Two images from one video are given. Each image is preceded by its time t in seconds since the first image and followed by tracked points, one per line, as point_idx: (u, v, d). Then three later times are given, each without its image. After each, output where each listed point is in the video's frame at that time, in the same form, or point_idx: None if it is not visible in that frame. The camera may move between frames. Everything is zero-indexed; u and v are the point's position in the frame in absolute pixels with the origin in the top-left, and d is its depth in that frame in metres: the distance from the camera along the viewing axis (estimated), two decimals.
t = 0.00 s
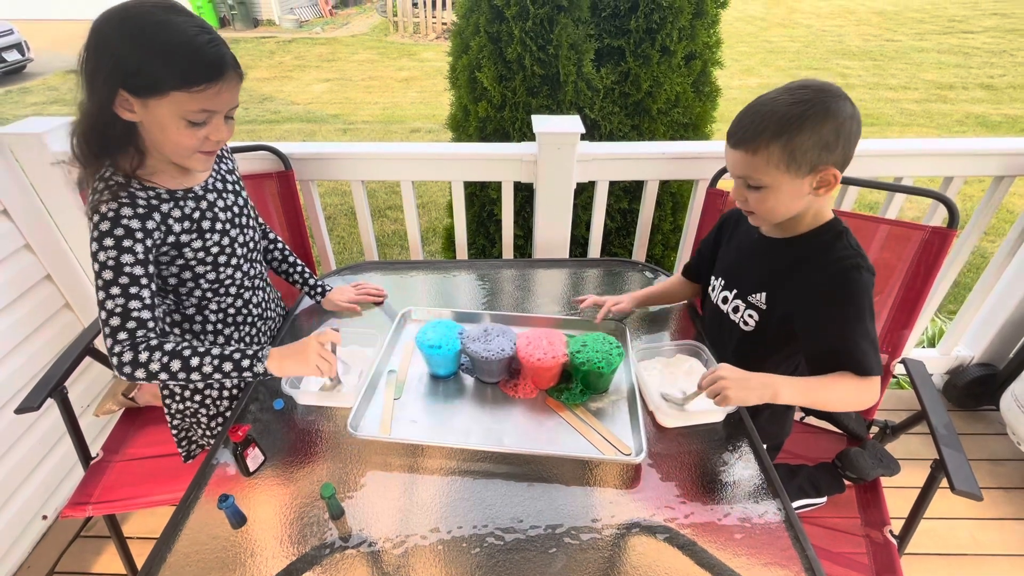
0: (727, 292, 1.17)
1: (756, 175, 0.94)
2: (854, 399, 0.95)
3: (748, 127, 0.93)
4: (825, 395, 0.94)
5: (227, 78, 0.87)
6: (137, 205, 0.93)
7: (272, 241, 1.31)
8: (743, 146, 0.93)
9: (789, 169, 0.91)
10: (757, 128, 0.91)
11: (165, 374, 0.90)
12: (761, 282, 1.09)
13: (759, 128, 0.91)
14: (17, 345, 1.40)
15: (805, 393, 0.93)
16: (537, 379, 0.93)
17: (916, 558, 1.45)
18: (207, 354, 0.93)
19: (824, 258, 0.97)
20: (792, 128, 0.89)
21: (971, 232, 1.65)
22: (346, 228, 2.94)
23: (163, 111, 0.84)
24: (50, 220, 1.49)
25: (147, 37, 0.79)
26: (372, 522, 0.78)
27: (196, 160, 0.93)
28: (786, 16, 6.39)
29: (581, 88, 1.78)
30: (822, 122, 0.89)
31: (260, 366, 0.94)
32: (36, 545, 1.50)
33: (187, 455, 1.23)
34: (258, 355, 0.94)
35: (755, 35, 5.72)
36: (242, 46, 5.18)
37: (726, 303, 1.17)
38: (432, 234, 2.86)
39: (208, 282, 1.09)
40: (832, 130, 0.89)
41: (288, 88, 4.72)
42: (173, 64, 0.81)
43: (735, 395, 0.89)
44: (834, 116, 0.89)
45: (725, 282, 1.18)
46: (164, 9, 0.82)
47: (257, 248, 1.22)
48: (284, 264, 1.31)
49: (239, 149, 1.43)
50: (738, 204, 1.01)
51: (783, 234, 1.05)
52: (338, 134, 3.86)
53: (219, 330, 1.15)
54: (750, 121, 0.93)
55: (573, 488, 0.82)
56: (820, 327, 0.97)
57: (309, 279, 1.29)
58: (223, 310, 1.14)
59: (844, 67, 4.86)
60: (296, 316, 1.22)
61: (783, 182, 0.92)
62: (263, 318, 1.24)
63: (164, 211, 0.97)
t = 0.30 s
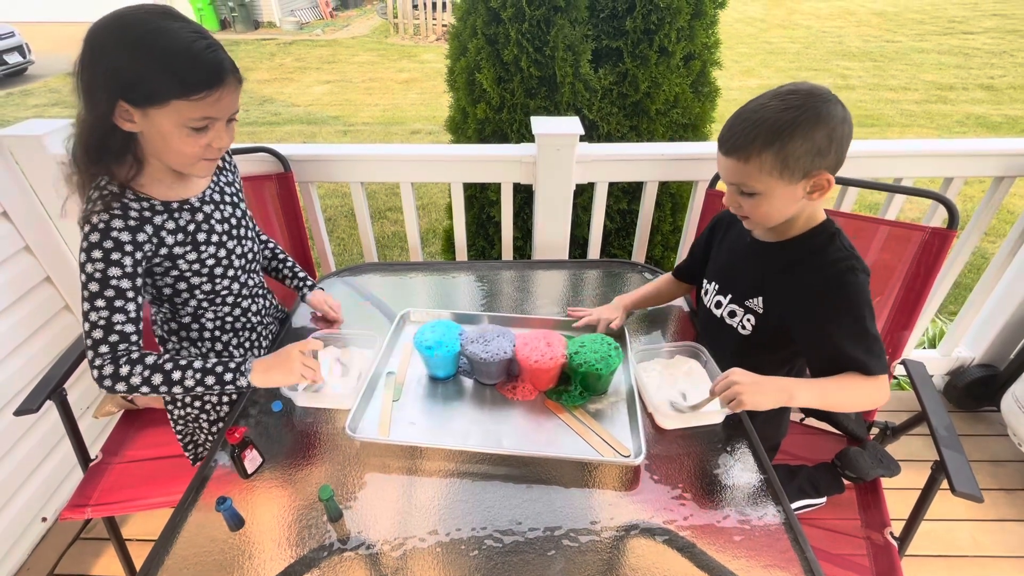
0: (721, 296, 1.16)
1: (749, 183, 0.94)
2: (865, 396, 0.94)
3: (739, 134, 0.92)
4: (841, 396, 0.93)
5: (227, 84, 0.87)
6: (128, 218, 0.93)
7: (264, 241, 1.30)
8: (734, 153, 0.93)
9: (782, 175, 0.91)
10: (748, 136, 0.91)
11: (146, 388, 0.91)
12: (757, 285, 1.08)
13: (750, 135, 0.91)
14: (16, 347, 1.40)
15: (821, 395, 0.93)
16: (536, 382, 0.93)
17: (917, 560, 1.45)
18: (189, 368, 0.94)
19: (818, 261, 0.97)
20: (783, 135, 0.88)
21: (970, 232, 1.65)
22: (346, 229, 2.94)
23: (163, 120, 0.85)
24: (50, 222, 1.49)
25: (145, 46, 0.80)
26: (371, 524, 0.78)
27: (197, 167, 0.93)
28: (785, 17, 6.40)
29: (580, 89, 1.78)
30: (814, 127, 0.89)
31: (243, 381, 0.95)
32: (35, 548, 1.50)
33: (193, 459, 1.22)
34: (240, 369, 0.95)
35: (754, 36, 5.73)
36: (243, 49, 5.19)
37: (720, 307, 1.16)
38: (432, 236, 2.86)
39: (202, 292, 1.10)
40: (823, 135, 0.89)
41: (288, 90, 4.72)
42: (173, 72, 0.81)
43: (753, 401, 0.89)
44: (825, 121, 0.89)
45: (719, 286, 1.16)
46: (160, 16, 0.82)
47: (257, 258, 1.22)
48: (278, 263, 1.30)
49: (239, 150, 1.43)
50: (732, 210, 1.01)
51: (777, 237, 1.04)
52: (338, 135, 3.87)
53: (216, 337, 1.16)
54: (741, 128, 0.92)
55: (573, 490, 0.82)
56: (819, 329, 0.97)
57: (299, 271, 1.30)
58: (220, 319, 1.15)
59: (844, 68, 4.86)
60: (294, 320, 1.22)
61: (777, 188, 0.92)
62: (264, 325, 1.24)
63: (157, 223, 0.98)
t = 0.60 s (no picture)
0: (723, 296, 1.16)
1: (753, 181, 0.94)
2: (869, 395, 0.94)
3: (743, 132, 0.92)
4: (844, 395, 0.93)
5: (223, 96, 0.88)
6: (120, 225, 0.93)
7: (268, 244, 1.32)
8: (739, 151, 0.93)
9: (786, 174, 0.91)
10: (754, 133, 0.91)
11: (150, 389, 0.95)
12: (759, 285, 1.08)
13: (755, 133, 0.91)
14: (17, 348, 1.41)
15: (825, 394, 0.93)
16: (536, 383, 0.93)
17: (918, 561, 1.45)
18: (190, 369, 0.98)
19: (821, 261, 0.97)
20: (788, 133, 0.89)
21: (972, 232, 1.65)
22: (347, 230, 2.94)
23: (157, 131, 0.85)
24: (51, 223, 1.49)
25: (143, 57, 0.80)
26: (371, 525, 0.78)
27: (189, 175, 0.94)
28: (785, 18, 6.40)
29: (581, 89, 1.78)
30: (818, 126, 0.89)
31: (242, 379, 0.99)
32: (36, 548, 1.51)
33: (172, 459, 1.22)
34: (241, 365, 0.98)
35: (755, 37, 5.73)
36: (243, 50, 5.19)
37: (722, 307, 1.16)
38: (432, 236, 2.86)
39: (200, 296, 1.10)
40: (828, 135, 0.89)
41: (289, 91, 4.72)
42: (167, 85, 0.81)
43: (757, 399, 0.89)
44: (830, 120, 0.89)
45: (721, 286, 1.16)
46: (160, 26, 0.81)
47: (255, 261, 1.22)
48: (278, 265, 1.30)
49: (240, 152, 1.43)
50: (735, 208, 1.01)
51: (779, 237, 1.04)
52: (339, 136, 3.87)
53: (215, 340, 1.17)
54: (746, 125, 0.92)
55: (573, 490, 0.82)
56: (822, 330, 0.97)
57: (300, 275, 1.30)
58: (219, 322, 1.15)
59: (845, 68, 4.86)
60: (296, 321, 1.23)
61: (780, 187, 0.92)
62: (264, 327, 1.24)
63: (150, 229, 0.98)
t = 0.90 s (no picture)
0: (723, 296, 1.16)
1: (752, 178, 0.94)
2: (872, 394, 0.94)
3: (744, 129, 0.92)
4: (847, 393, 0.93)
5: (221, 102, 0.88)
6: (122, 228, 0.93)
7: (264, 249, 1.32)
8: (739, 148, 0.93)
9: (785, 172, 0.91)
10: (754, 130, 0.91)
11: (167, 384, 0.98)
12: (760, 286, 1.08)
13: (755, 130, 0.91)
14: (18, 350, 1.41)
15: (828, 392, 0.93)
16: (536, 384, 0.93)
17: (919, 562, 1.44)
18: (205, 364, 0.99)
19: (822, 262, 0.97)
20: (788, 132, 0.89)
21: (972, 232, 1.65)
22: (347, 231, 2.95)
23: (155, 135, 0.85)
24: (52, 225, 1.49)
25: (141, 62, 0.80)
26: (371, 526, 0.78)
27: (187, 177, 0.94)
28: (785, 18, 6.40)
29: (581, 90, 1.78)
30: (818, 126, 0.89)
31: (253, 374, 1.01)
32: (38, 548, 1.51)
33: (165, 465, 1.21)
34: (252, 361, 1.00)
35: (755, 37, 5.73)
36: (244, 51, 5.20)
37: (722, 308, 1.16)
38: (433, 237, 2.86)
39: (201, 297, 1.10)
40: (828, 134, 0.89)
41: (290, 92, 4.73)
42: (165, 90, 0.81)
43: (761, 399, 0.89)
44: (830, 120, 0.89)
45: (721, 286, 1.17)
46: (159, 30, 0.81)
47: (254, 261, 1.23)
48: (275, 269, 1.31)
49: (241, 153, 1.44)
50: (734, 206, 1.01)
51: (779, 237, 1.04)
52: (340, 137, 3.88)
53: (216, 340, 1.17)
54: (747, 123, 0.92)
55: (573, 491, 0.82)
56: (823, 330, 0.97)
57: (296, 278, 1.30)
58: (221, 323, 1.15)
59: (845, 68, 4.86)
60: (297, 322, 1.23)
61: (779, 185, 0.92)
62: (265, 327, 1.24)
63: (151, 232, 0.98)
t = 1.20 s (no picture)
0: (721, 298, 1.15)
1: (744, 176, 0.94)
2: (871, 391, 0.94)
3: (738, 126, 0.92)
4: (844, 391, 0.93)
5: (217, 100, 0.87)
6: (122, 229, 0.93)
7: (265, 250, 1.31)
8: (733, 145, 0.93)
9: (778, 170, 0.91)
10: (748, 127, 0.91)
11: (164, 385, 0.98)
12: (753, 286, 1.08)
13: (749, 127, 0.91)
14: (19, 351, 1.41)
15: (824, 391, 0.93)
16: (536, 384, 0.93)
17: (920, 562, 1.44)
18: (202, 368, 0.99)
19: (815, 262, 0.97)
20: (782, 129, 0.89)
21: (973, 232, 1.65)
22: (348, 232, 2.95)
23: (152, 134, 0.86)
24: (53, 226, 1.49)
25: (138, 62, 0.80)
26: (371, 526, 0.78)
27: (187, 176, 0.94)
28: (785, 18, 6.40)
29: (581, 91, 1.78)
30: (812, 124, 0.89)
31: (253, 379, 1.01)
32: (39, 549, 1.51)
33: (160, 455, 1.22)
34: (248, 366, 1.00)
35: (756, 38, 5.72)
36: (245, 53, 5.21)
37: (720, 309, 1.15)
38: (433, 238, 2.86)
39: (202, 297, 1.10)
40: (821, 133, 0.89)
41: (290, 93, 4.73)
42: (161, 88, 0.81)
43: (756, 397, 0.89)
44: (824, 119, 0.89)
45: (718, 287, 1.15)
46: (155, 29, 0.81)
47: (256, 260, 1.23)
48: (278, 272, 1.31)
49: (241, 154, 1.44)
50: (726, 203, 1.01)
51: (772, 237, 1.04)
52: (340, 138, 3.88)
53: (216, 340, 1.17)
54: (741, 120, 0.92)
55: (573, 491, 0.82)
56: (819, 330, 0.97)
57: (300, 284, 1.30)
58: (221, 323, 1.15)
59: (846, 69, 4.86)
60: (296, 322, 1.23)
61: (771, 184, 0.92)
62: (265, 327, 1.24)
63: (152, 232, 0.98)
